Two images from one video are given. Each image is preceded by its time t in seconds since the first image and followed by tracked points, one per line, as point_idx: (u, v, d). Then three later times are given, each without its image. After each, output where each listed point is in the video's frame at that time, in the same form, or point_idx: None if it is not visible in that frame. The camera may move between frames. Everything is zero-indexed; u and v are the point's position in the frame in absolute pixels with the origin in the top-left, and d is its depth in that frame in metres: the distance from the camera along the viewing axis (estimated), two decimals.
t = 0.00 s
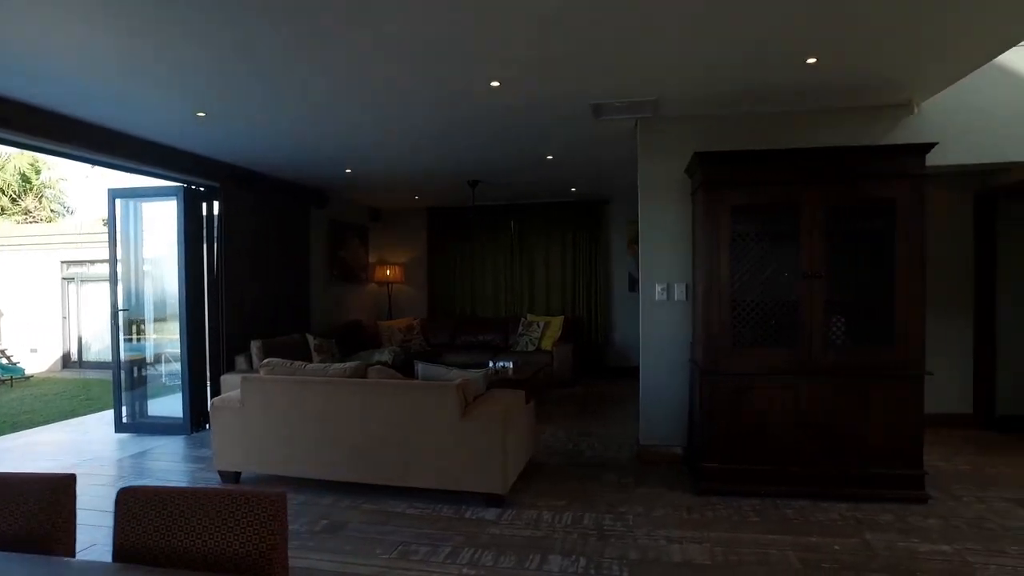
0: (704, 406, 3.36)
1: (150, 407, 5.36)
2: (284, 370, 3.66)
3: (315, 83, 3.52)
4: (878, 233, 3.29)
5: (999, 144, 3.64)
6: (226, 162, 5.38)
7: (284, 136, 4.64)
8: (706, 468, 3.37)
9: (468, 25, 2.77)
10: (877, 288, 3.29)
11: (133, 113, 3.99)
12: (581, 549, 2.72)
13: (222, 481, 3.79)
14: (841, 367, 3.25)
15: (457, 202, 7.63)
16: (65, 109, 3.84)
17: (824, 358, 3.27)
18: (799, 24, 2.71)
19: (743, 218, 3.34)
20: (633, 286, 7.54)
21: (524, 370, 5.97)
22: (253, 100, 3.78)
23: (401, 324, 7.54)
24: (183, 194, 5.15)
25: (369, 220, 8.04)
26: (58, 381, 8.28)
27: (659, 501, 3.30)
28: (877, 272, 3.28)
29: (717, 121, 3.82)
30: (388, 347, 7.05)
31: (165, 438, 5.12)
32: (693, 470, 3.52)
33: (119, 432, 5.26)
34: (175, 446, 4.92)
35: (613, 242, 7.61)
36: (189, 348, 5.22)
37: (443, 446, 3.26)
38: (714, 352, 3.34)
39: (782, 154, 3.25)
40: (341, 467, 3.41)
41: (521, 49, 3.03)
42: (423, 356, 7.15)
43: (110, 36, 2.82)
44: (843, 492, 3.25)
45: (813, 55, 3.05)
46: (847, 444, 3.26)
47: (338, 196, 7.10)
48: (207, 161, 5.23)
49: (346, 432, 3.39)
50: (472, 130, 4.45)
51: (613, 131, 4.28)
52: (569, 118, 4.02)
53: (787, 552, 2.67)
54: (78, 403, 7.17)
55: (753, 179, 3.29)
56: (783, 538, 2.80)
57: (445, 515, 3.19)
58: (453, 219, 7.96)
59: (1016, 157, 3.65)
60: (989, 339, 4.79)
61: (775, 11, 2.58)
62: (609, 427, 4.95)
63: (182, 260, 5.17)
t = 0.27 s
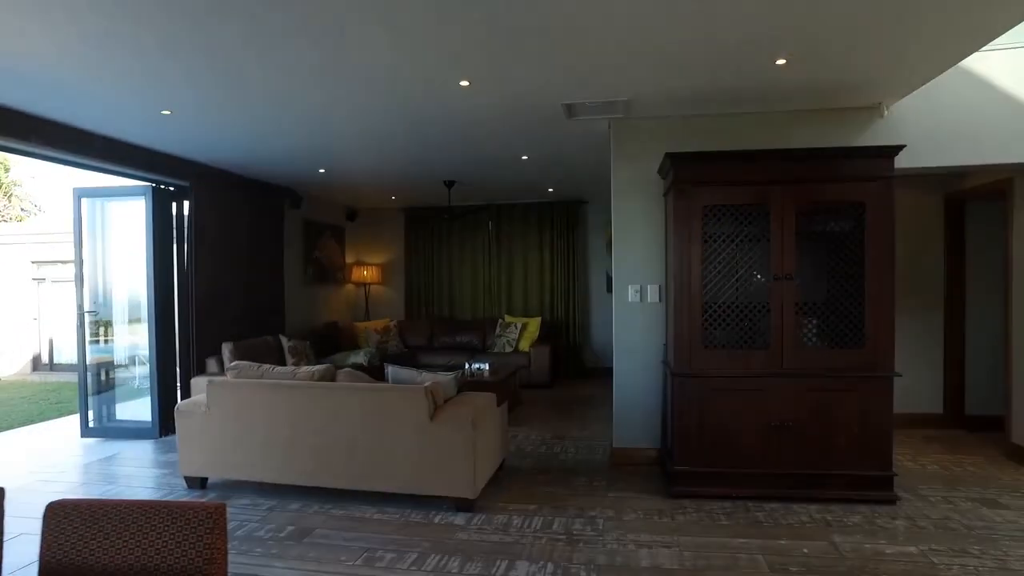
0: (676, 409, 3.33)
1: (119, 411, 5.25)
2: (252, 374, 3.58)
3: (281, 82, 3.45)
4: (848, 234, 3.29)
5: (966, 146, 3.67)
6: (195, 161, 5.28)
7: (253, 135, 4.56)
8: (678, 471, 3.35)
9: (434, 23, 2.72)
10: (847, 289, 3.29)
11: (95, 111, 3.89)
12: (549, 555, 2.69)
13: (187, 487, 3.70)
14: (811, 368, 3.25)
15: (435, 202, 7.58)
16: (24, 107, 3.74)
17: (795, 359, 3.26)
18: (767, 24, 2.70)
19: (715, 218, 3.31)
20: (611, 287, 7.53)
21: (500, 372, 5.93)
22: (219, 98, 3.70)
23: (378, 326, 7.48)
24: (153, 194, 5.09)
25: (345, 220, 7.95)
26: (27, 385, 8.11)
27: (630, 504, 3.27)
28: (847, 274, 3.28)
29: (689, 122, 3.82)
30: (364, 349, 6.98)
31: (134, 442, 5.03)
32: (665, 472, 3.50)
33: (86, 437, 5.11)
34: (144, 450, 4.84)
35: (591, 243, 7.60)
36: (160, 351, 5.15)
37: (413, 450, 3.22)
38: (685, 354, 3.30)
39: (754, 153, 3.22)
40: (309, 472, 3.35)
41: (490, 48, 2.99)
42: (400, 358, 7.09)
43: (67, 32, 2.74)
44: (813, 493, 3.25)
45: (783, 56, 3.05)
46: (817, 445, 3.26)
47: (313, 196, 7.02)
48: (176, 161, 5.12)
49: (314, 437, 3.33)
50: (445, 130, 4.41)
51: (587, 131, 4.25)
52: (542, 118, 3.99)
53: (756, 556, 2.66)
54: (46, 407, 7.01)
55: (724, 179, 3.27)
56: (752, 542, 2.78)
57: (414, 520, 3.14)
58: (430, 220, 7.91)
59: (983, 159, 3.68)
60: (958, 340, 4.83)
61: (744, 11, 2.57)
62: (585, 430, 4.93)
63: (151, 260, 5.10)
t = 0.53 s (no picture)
0: (648, 410, 3.29)
1: (84, 415, 5.11)
2: (217, 377, 3.49)
3: (247, 80, 3.38)
4: (820, 234, 3.27)
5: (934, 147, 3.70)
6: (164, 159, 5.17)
7: (222, 133, 4.46)
8: (649, 473, 3.32)
9: (400, 22, 2.67)
10: (819, 290, 3.27)
11: (56, 109, 3.77)
12: (516, 560, 2.65)
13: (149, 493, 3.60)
14: (783, 369, 3.24)
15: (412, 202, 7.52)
16: None
17: (767, 360, 3.24)
18: (736, 24, 2.68)
19: (687, 218, 3.28)
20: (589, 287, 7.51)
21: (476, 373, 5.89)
22: (186, 96, 3.63)
23: (354, 327, 7.40)
24: (120, 193, 4.96)
25: (321, 220, 7.86)
26: None
27: (601, 508, 3.24)
28: (819, 274, 3.26)
29: (662, 122, 3.80)
30: (339, 351, 6.91)
31: (99, 447, 4.90)
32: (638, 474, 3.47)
33: (50, 442, 5.00)
34: (109, 455, 4.71)
35: (569, 244, 7.58)
36: (126, 353, 5.03)
37: (380, 453, 3.16)
38: (657, 355, 3.27)
39: (725, 153, 3.20)
40: (275, 476, 3.28)
41: (458, 47, 2.94)
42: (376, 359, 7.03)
43: (19, 27, 2.64)
44: (785, 495, 3.23)
45: (753, 57, 3.03)
46: (789, 446, 3.24)
47: (287, 195, 6.92)
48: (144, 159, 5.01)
49: (280, 441, 3.26)
50: (418, 129, 4.35)
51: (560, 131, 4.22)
52: (514, 117, 3.95)
53: (725, 560, 2.63)
54: (12, 411, 6.83)
55: (695, 178, 3.24)
56: (721, 545, 2.76)
57: (381, 525, 3.09)
58: (408, 220, 7.84)
59: (950, 161, 3.71)
60: (928, 340, 4.87)
61: (710, 10, 2.54)
62: (559, 431, 4.90)
63: (118, 261, 4.98)
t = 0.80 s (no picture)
0: (620, 411, 3.26)
1: (48, 418, 4.98)
2: (183, 378, 3.40)
3: (212, 77, 3.30)
4: (793, 233, 3.25)
5: (905, 147, 3.71)
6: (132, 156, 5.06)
7: (191, 130, 4.37)
8: (622, 475, 3.29)
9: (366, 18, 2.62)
10: (792, 289, 3.25)
11: (16, 105, 3.67)
12: (483, 564, 2.60)
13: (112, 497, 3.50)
14: (756, 369, 3.21)
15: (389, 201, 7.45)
16: None
17: (740, 360, 3.22)
18: (706, 22, 2.65)
19: (659, 217, 3.25)
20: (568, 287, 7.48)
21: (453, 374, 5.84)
22: (151, 93, 3.55)
23: (331, 327, 7.32)
24: (86, 189, 4.86)
25: (298, 219, 7.75)
26: None
27: (573, 510, 3.20)
28: (792, 273, 3.25)
29: (635, 120, 3.77)
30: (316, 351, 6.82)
31: (63, 451, 4.78)
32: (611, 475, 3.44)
33: (11, 445, 4.86)
34: (73, 459, 4.60)
35: (548, 243, 7.54)
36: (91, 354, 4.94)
37: (348, 456, 3.10)
38: (629, 355, 3.24)
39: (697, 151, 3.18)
40: (240, 479, 3.21)
41: (427, 43, 2.89)
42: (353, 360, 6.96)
43: None
44: (759, 496, 3.20)
45: (725, 54, 3.00)
46: (762, 446, 3.22)
47: (262, 193, 6.83)
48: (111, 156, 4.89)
49: (246, 442, 3.19)
50: (391, 126, 4.30)
51: (534, 129, 4.19)
52: (487, 115, 3.90)
53: (695, 562, 2.60)
54: None
55: (668, 177, 3.22)
56: (691, 547, 2.73)
57: (348, 529, 3.02)
58: (385, 219, 7.77)
59: (920, 160, 3.73)
60: (901, 339, 4.90)
61: (680, 7, 2.52)
62: (535, 432, 4.86)
63: (84, 259, 4.86)
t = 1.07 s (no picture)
0: (590, 412, 3.21)
1: (8, 421, 4.81)
2: (142, 379, 3.31)
3: (173, 75, 3.22)
4: (764, 231, 3.22)
5: (876, 146, 3.71)
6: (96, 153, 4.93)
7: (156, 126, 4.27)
8: (592, 477, 3.24)
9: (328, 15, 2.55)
10: (764, 287, 3.22)
11: None
12: (447, 570, 2.54)
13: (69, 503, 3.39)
14: (727, 368, 3.17)
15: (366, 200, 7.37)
16: None
17: (710, 359, 3.18)
18: (673, 18, 2.60)
19: (630, 215, 3.21)
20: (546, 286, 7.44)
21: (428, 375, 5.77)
22: (111, 90, 3.45)
23: (307, 327, 7.21)
24: (46, 186, 4.75)
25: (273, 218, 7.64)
26: None
27: (542, 513, 3.15)
28: (763, 272, 3.21)
29: (607, 117, 3.74)
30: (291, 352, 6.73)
31: (25, 456, 4.63)
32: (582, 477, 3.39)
33: None
34: (35, 464, 4.46)
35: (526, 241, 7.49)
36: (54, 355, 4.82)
37: (312, 458, 3.03)
38: (599, 355, 3.19)
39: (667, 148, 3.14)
40: (201, 482, 3.13)
41: (392, 43, 2.83)
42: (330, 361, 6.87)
43: None
44: (730, 497, 3.17)
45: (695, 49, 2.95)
46: (733, 447, 3.18)
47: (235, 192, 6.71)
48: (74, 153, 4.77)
49: (206, 444, 3.11)
50: (362, 123, 4.23)
51: (507, 126, 4.14)
52: (458, 111, 3.85)
53: (662, 565, 2.56)
54: None
55: (638, 174, 3.18)
56: (659, 550, 2.69)
57: (311, 534, 2.95)
58: (362, 218, 7.68)
59: (892, 159, 3.73)
60: (875, 337, 4.91)
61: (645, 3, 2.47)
62: (509, 433, 4.81)
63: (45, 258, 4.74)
